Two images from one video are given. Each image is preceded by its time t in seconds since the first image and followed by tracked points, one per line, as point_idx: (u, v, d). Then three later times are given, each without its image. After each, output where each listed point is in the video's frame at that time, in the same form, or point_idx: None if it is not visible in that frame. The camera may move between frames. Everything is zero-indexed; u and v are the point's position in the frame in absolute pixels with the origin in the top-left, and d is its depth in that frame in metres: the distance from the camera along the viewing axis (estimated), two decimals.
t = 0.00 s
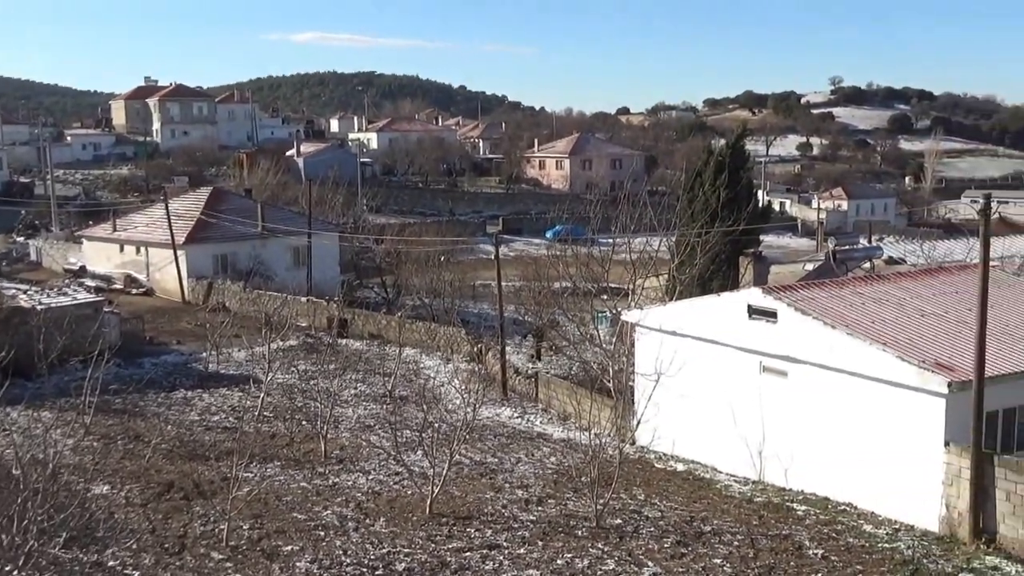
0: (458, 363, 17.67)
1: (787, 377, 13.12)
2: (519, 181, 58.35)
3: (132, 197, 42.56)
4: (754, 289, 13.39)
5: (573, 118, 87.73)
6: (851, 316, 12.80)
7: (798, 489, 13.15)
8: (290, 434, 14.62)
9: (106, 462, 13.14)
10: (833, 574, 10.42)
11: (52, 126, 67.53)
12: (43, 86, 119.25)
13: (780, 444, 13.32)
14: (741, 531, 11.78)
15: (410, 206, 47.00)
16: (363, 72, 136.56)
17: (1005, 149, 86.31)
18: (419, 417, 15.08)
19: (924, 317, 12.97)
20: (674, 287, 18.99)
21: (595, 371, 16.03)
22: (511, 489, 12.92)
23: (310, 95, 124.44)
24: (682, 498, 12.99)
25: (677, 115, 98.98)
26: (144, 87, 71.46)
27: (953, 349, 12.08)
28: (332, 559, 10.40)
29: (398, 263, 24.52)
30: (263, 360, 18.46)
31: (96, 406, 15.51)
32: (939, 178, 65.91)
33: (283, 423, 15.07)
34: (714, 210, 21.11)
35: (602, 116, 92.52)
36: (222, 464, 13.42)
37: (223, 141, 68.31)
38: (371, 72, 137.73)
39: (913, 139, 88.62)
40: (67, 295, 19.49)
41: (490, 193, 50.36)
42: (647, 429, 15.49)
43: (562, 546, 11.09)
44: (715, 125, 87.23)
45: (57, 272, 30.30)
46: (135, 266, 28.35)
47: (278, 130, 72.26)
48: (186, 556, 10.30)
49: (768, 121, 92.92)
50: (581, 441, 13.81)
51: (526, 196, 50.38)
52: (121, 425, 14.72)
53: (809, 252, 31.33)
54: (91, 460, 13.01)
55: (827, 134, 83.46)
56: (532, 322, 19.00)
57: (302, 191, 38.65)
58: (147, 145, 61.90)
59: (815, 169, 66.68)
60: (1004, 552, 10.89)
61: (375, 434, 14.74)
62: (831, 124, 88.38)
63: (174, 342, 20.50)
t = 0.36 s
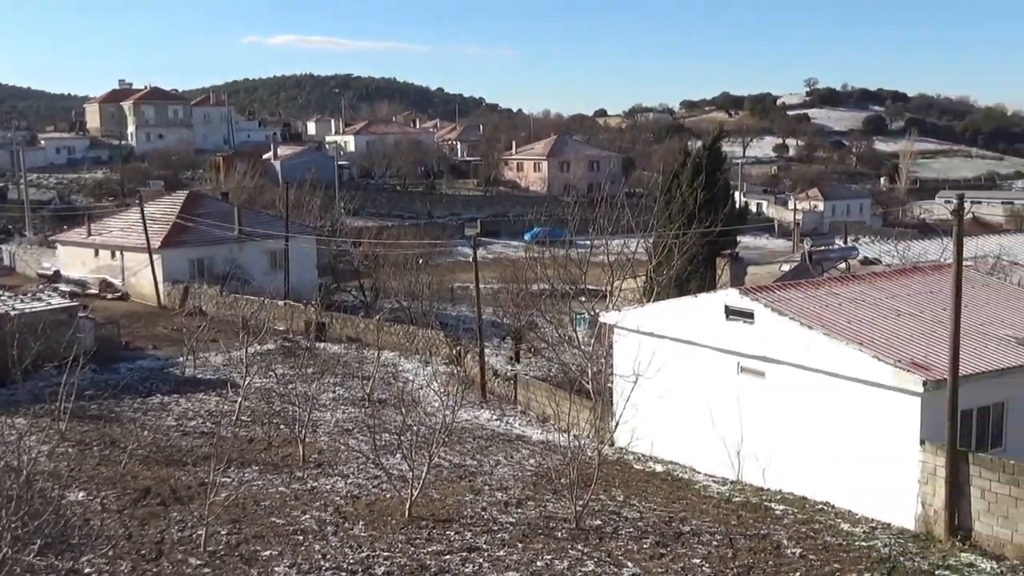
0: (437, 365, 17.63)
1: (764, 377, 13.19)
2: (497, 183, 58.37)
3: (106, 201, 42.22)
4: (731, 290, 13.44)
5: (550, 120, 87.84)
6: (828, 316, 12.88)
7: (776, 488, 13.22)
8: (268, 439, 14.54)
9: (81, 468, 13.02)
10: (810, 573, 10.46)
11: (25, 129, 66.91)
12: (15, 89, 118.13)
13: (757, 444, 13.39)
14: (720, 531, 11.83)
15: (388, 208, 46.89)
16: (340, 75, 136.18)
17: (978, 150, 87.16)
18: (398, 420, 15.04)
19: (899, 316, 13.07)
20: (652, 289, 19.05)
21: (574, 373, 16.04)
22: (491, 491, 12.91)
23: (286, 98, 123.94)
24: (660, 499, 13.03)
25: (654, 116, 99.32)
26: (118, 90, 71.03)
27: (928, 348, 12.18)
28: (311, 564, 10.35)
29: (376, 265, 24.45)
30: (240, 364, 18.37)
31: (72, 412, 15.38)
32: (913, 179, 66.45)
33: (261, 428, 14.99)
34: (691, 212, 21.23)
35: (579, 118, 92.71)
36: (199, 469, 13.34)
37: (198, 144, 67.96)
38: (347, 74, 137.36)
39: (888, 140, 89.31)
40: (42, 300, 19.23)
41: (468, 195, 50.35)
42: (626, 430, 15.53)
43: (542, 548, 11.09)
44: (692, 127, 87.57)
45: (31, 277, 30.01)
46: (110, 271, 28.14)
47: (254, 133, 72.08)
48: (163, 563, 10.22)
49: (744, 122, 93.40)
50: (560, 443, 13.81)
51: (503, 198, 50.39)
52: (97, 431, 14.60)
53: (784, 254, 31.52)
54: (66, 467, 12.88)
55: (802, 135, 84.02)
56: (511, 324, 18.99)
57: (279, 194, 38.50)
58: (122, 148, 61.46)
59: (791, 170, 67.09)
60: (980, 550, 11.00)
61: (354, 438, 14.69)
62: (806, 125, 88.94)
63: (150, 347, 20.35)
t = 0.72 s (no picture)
0: (410, 369, 17.58)
1: (736, 379, 13.25)
2: (469, 187, 58.40)
3: (75, 206, 41.87)
4: (702, 293, 13.51)
5: (523, 124, 87.96)
6: (798, 318, 12.97)
7: (748, 490, 13.27)
8: (240, 444, 14.46)
9: (50, 476, 12.89)
10: (782, 574, 10.51)
11: None
12: None
13: (729, 445, 13.45)
14: (692, 533, 11.86)
15: (360, 213, 46.79)
16: (311, 79, 135.80)
17: (945, 154, 88.09)
18: (371, 424, 14.99)
19: (869, 318, 13.18)
20: (624, 292, 19.14)
21: (547, 377, 16.05)
22: (464, 496, 12.89)
23: (257, 103, 123.42)
24: (633, 502, 13.05)
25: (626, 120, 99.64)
26: (87, 94, 70.59)
27: (897, 350, 12.28)
28: (284, 570, 10.30)
29: (348, 270, 24.37)
30: (212, 369, 18.29)
31: (41, 420, 15.21)
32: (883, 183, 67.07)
33: (233, 433, 14.90)
34: (663, 216, 21.39)
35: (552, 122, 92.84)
36: (170, 476, 13.24)
37: (168, 148, 67.67)
38: (319, 79, 137.02)
39: (857, 144, 90.17)
40: (11, 306, 19.01)
41: (440, 199, 50.31)
42: (600, 433, 15.56)
43: (516, 552, 11.07)
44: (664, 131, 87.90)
45: None
46: (78, 277, 27.89)
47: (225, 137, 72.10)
48: (134, 570, 10.12)
49: (716, 127, 93.97)
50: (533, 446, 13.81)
51: (476, 202, 50.44)
52: (66, 438, 14.45)
53: (753, 257, 31.76)
54: (34, 475, 12.74)
55: (773, 139, 84.60)
56: (484, 327, 18.98)
57: (250, 199, 38.35)
58: (91, 153, 60.99)
59: (762, 174, 67.50)
60: (949, 550, 11.09)
61: (326, 443, 14.62)
62: (777, 129, 89.63)
63: (121, 353, 20.20)
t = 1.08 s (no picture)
0: (383, 372, 17.52)
1: (708, 380, 13.30)
2: (442, 189, 58.32)
3: (44, 209, 41.42)
4: (675, 294, 13.55)
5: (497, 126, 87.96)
6: (770, 319, 13.03)
7: (721, 490, 13.32)
8: (211, 448, 14.38)
9: (19, 482, 12.74)
10: (755, 574, 10.55)
11: None
12: None
13: (702, 446, 13.49)
14: (665, 534, 11.89)
15: (333, 215, 46.63)
16: (284, 82, 135.21)
17: (915, 155, 88.95)
18: (344, 427, 14.94)
19: (840, 319, 13.26)
20: (597, 294, 19.18)
21: (520, 379, 16.06)
22: (438, 498, 12.86)
23: (228, 104, 122.62)
24: (607, 503, 13.06)
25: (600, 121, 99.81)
26: (55, 96, 69.92)
27: (868, 350, 12.37)
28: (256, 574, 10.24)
29: (322, 272, 24.27)
30: (183, 373, 18.17)
31: (8, 425, 15.05)
32: (854, 184, 67.62)
33: (204, 437, 14.80)
34: (635, 217, 21.46)
35: (526, 124, 92.85)
36: (141, 480, 13.13)
37: (138, 150, 67.32)
38: (291, 81, 136.47)
39: (829, 145, 90.84)
40: None
41: (413, 202, 50.21)
42: (573, 434, 15.57)
43: (489, 554, 11.06)
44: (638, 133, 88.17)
45: None
46: (48, 280, 27.63)
47: (196, 139, 71.90)
48: None
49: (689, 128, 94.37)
50: (507, 448, 13.79)
51: (450, 204, 50.37)
52: (34, 443, 14.30)
53: (721, 259, 31.96)
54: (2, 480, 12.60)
55: (745, 141, 85.09)
56: (457, 330, 18.95)
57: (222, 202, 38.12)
58: (60, 155, 60.35)
59: (734, 175, 67.86)
60: (919, 548, 11.18)
61: (299, 447, 14.55)
62: (749, 131, 90.13)
63: (91, 357, 20.02)
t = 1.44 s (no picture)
0: (355, 375, 17.46)
1: (680, 381, 13.35)
2: (415, 191, 58.20)
3: (11, 211, 40.93)
4: (647, 296, 13.59)
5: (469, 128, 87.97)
6: (741, 320, 13.10)
7: (692, 490, 13.37)
8: (182, 452, 14.27)
9: None
10: (726, 574, 10.59)
11: None
12: None
13: (674, 447, 13.54)
14: (638, 535, 11.91)
15: (304, 216, 46.46)
16: (255, 83, 134.58)
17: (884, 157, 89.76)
18: (316, 430, 14.88)
19: (809, 320, 13.35)
20: (570, 295, 19.20)
21: (493, 380, 16.06)
22: (410, 501, 12.83)
23: (199, 105, 121.78)
24: (580, 504, 13.08)
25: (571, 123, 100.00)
26: (23, 96, 69.27)
27: (837, 351, 12.47)
28: None
29: (293, 274, 24.14)
30: (152, 376, 18.04)
31: None
32: (824, 186, 68.18)
33: (174, 441, 14.70)
34: (607, 219, 21.55)
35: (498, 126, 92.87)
36: (110, 485, 13.01)
37: (107, 152, 66.93)
38: (262, 82, 135.81)
39: (800, 147, 91.57)
40: None
41: (385, 203, 50.08)
42: (545, 436, 15.57)
43: (462, 556, 11.04)
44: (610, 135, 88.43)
45: None
46: (15, 283, 27.33)
47: (165, 139, 71.71)
48: None
49: (661, 130, 94.75)
50: (479, 451, 13.76)
51: (422, 206, 50.28)
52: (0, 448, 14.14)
53: (689, 261, 32.13)
54: None
55: (717, 143, 85.59)
56: (430, 332, 18.91)
57: (193, 203, 37.86)
58: (27, 156, 59.74)
59: (706, 177, 68.21)
60: (888, 547, 11.30)
61: (270, 450, 14.47)
62: (720, 133, 90.66)
63: (59, 360, 19.83)
